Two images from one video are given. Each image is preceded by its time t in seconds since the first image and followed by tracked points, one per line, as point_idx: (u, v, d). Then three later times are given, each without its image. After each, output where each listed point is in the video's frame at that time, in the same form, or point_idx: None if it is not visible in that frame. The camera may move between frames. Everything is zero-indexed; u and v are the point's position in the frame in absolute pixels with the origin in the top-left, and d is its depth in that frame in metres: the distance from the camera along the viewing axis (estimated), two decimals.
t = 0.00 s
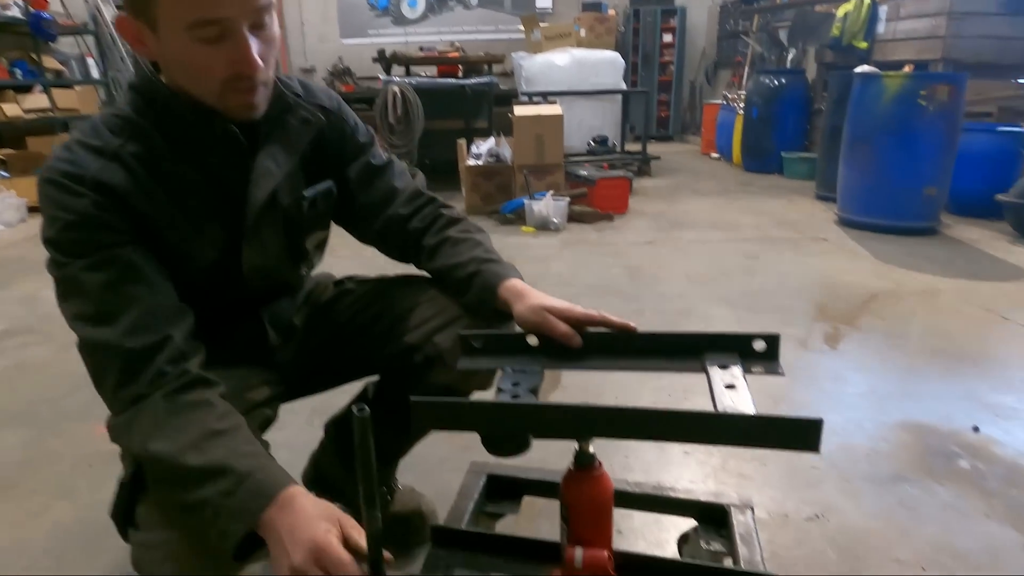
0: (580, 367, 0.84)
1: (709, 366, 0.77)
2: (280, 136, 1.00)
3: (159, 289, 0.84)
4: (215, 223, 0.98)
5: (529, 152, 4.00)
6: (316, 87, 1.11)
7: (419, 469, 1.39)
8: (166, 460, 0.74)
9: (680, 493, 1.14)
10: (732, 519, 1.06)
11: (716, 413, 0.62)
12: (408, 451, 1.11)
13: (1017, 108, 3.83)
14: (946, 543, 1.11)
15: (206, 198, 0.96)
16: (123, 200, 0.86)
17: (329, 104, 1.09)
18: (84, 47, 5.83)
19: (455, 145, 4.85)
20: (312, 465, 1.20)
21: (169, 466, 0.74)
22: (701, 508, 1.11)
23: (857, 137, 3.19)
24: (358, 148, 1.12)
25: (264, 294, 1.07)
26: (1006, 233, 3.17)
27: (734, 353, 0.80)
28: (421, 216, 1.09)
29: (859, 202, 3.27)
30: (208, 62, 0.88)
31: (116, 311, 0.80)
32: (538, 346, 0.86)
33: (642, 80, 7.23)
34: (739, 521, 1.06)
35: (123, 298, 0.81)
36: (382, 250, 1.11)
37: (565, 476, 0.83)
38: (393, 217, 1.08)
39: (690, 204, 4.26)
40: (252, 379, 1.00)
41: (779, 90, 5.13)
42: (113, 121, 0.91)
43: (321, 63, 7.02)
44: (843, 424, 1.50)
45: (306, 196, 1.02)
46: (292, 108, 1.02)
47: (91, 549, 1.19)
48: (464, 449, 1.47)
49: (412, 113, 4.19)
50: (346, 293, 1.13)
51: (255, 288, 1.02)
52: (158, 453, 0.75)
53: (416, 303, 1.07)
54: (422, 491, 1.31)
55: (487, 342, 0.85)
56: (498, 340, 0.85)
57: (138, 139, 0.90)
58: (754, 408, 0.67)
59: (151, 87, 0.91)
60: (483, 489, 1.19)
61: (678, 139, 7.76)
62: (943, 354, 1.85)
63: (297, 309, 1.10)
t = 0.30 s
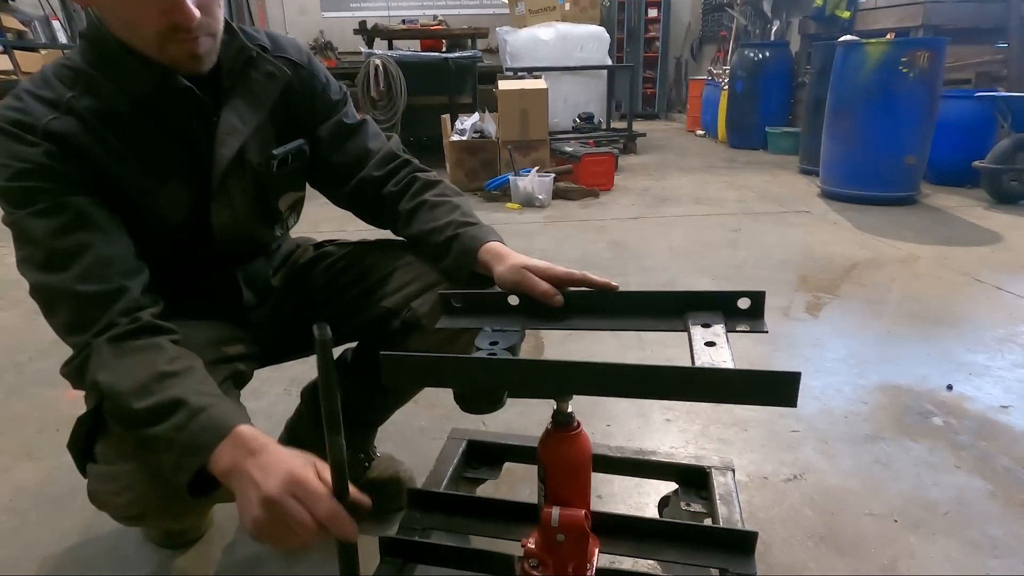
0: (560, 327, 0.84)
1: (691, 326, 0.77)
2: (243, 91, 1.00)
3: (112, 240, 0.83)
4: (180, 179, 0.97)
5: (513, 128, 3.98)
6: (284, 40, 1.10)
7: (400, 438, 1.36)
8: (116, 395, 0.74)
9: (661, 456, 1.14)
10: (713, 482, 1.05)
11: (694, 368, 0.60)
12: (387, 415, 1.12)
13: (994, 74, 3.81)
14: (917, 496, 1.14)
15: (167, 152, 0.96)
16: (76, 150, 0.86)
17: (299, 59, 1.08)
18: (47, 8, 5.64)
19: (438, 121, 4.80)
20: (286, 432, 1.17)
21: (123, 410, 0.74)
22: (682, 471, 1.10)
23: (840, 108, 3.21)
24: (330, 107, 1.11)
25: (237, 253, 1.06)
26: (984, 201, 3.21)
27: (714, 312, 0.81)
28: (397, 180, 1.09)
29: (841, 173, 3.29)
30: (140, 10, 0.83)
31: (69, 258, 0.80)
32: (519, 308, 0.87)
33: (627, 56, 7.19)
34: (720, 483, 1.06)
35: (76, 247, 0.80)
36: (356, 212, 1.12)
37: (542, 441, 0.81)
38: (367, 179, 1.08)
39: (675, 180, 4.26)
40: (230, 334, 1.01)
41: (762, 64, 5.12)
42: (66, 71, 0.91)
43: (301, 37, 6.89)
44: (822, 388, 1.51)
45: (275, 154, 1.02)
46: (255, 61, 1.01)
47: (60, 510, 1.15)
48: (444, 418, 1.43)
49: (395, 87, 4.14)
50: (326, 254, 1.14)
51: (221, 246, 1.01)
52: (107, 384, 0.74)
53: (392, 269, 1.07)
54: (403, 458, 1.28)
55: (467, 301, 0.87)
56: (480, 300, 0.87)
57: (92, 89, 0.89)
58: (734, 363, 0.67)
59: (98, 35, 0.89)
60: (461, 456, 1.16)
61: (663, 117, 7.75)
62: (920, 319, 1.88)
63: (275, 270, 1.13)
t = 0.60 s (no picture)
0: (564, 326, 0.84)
1: (695, 325, 0.77)
2: (239, 87, 0.99)
3: (94, 219, 0.84)
4: (171, 169, 0.97)
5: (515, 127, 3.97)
6: (293, 41, 1.10)
7: (402, 437, 1.36)
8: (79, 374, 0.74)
9: (665, 456, 1.13)
10: (716, 482, 1.05)
11: (700, 366, 0.60)
12: (391, 414, 1.12)
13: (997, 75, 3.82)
14: (922, 497, 1.13)
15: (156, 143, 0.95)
16: (59, 131, 0.86)
17: (306, 61, 1.08)
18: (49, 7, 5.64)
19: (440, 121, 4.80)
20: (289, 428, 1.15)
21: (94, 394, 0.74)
22: (686, 472, 1.09)
23: (842, 106, 3.20)
24: (335, 111, 1.11)
25: (233, 251, 1.06)
26: (986, 201, 3.20)
27: (719, 310, 0.80)
28: (403, 184, 1.08)
29: (843, 172, 3.28)
30: None
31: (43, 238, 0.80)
32: (521, 307, 0.86)
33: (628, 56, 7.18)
34: (724, 484, 1.05)
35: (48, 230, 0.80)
36: (361, 217, 1.12)
37: (546, 441, 0.80)
38: (373, 185, 1.08)
39: (676, 180, 4.26)
40: (226, 340, 1.03)
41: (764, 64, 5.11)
42: (60, 48, 0.91)
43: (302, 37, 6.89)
44: (826, 389, 1.51)
45: (271, 153, 1.02)
46: (252, 58, 1.00)
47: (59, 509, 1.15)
48: (445, 417, 1.43)
49: (396, 86, 4.13)
50: (330, 258, 1.11)
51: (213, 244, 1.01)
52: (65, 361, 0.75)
53: (399, 272, 1.07)
54: (405, 458, 1.28)
55: (469, 301, 0.87)
56: (483, 300, 0.87)
57: (83, 67, 0.89)
58: (740, 362, 0.66)
59: (93, 18, 0.89)
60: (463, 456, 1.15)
61: (664, 116, 7.74)
62: (924, 319, 1.87)
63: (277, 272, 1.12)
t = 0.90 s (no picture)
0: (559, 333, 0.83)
1: (692, 330, 0.77)
2: (239, 98, 0.97)
3: (153, 246, 0.92)
4: (175, 185, 0.97)
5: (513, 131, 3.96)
6: (287, 44, 1.07)
7: (399, 442, 1.36)
8: (204, 397, 0.89)
9: (662, 461, 1.13)
10: (714, 488, 1.05)
11: (698, 372, 0.60)
12: (385, 423, 1.11)
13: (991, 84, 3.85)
14: (919, 506, 1.14)
15: (162, 162, 0.95)
16: (79, 175, 0.88)
17: (301, 64, 1.05)
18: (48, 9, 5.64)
19: (439, 124, 4.81)
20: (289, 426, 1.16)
21: (207, 404, 0.90)
22: (683, 477, 1.09)
23: (840, 113, 3.21)
24: (331, 115, 1.09)
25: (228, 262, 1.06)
26: (981, 209, 3.22)
27: (716, 315, 0.80)
28: (400, 190, 1.08)
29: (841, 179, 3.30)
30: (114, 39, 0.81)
31: (124, 280, 0.90)
32: (517, 313, 0.86)
33: (627, 60, 7.21)
34: (721, 490, 1.06)
35: (126, 273, 0.90)
36: (356, 221, 1.12)
37: (543, 446, 0.80)
38: (370, 190, 1.07)
39: (674, 185, 4.27)
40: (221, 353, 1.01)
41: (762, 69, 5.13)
42: (60, 83, 0.91)
43: (302, 39, 6.90)
44: (824, 395, 1.51)
45: (273, 163, 1.00)
46: (251, 67, 0.98)
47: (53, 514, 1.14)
48: (443, 421, 1.43)
49: (395, 89, 4.13)
50: (325, 264, 1.11)
51: (214, 255, 1.00)
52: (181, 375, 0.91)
53: (391, 277, 1.06)
54: (401, 464, 1.28)
55: (466, 306, 0.86)
56: (479, 306, 0.86)
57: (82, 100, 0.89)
58: (737, 367, 0.67)
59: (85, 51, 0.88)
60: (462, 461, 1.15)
61: (663, 121, 7.76)
62: (921, 326, 1.88)
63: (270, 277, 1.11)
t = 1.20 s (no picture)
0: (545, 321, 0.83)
1: (679, 318, 0.78)
2: (216, 92, 0.96)
3: (144, 253, 0.89)
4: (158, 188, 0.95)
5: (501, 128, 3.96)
6: (261, 29, 1.05)
7: (384, 434, 1.35)
8: (206, 377, 0.88)
9: (648, 453, 1.14)
10: (699, 480, 1.06)
11: (682, 361, 0.61)
12: (370, 411, 1.11)
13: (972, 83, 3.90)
14: (899, 497, 1.16)
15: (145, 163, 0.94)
16: (65, 189, 0.86)
17: (278, 53, 1.04)
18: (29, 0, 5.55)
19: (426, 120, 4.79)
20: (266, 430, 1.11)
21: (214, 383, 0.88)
22: (668, 468, 1.11)
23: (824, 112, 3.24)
24: (313, 102, 1.07)
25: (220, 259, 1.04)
26: (962, 206, 3.26)
27: (701, 303, 0.81)
28: (386, 178, 1.08)
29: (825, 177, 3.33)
30: (83, 50, 0.80)
31: (119, 291, 0.88)
32: (503, 302, 0.86)
33: (614, 58, 7.22)
34: (706, 481, 1.07)
35: (122, 284, 0.88)
36: (342, 208, 1.11)
37: (529, 436, 0.81)
38: (355, 179, 1.07)
39: (661, 182, 4.28)
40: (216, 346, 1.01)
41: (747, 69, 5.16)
42: (28, 96, 0.88)
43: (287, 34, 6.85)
44: (807, 389, 1.53)
45: (257, 158, 1.00)
46: (228, 62, 0.97)
47: (28, 509, 1.13)
48: (429, 415, 1.43)
49: (382, 85, 4.10)
50: (313, 250, 1.11)
51: (204, 252, 0.99)
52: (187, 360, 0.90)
53: (376, 262, 1.06)
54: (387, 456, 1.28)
55: (450, 296, 0.86)
56: (463, 295, 0.86)
57: (56, 116, 0.87)
58: (723, 355, 0.68)
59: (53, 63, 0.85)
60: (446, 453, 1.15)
61: (650, 120, 7.79)
62: (903, 322, 1.90)
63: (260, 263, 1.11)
